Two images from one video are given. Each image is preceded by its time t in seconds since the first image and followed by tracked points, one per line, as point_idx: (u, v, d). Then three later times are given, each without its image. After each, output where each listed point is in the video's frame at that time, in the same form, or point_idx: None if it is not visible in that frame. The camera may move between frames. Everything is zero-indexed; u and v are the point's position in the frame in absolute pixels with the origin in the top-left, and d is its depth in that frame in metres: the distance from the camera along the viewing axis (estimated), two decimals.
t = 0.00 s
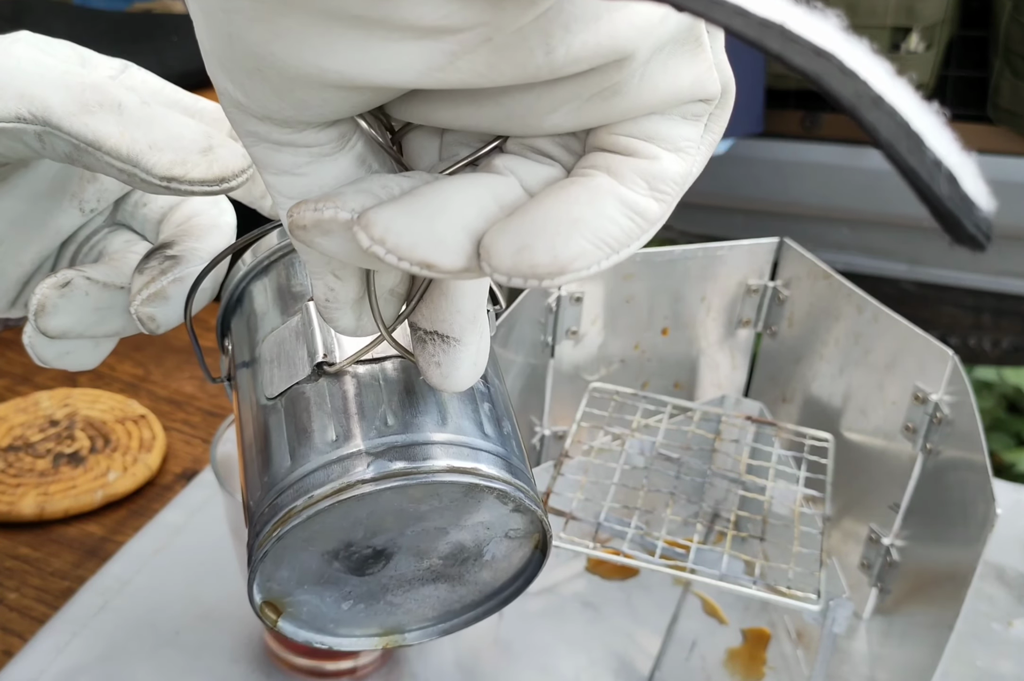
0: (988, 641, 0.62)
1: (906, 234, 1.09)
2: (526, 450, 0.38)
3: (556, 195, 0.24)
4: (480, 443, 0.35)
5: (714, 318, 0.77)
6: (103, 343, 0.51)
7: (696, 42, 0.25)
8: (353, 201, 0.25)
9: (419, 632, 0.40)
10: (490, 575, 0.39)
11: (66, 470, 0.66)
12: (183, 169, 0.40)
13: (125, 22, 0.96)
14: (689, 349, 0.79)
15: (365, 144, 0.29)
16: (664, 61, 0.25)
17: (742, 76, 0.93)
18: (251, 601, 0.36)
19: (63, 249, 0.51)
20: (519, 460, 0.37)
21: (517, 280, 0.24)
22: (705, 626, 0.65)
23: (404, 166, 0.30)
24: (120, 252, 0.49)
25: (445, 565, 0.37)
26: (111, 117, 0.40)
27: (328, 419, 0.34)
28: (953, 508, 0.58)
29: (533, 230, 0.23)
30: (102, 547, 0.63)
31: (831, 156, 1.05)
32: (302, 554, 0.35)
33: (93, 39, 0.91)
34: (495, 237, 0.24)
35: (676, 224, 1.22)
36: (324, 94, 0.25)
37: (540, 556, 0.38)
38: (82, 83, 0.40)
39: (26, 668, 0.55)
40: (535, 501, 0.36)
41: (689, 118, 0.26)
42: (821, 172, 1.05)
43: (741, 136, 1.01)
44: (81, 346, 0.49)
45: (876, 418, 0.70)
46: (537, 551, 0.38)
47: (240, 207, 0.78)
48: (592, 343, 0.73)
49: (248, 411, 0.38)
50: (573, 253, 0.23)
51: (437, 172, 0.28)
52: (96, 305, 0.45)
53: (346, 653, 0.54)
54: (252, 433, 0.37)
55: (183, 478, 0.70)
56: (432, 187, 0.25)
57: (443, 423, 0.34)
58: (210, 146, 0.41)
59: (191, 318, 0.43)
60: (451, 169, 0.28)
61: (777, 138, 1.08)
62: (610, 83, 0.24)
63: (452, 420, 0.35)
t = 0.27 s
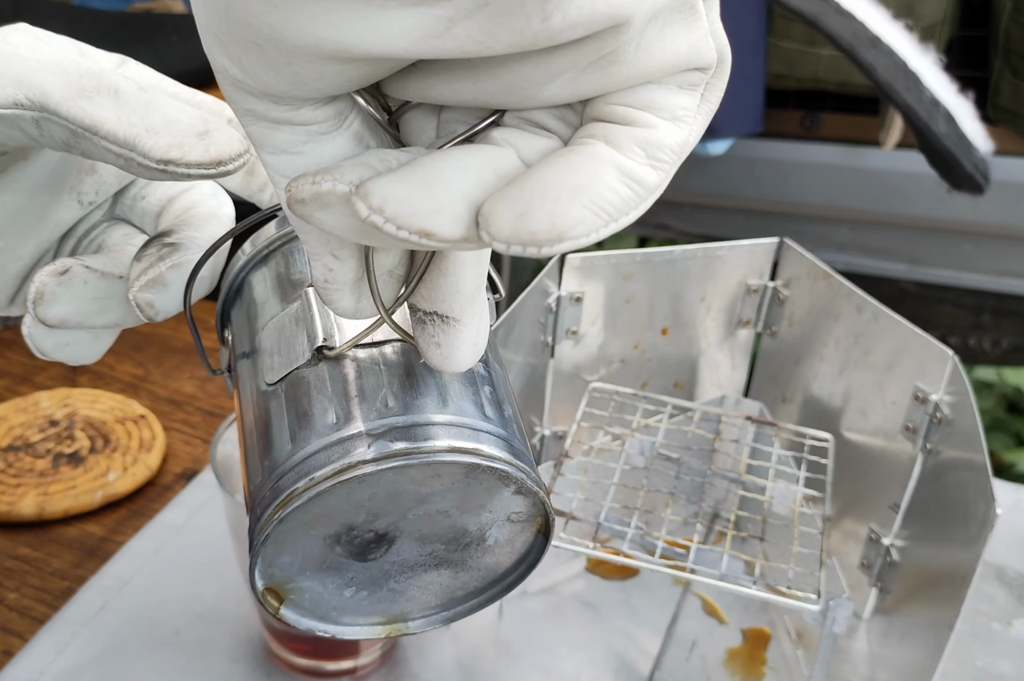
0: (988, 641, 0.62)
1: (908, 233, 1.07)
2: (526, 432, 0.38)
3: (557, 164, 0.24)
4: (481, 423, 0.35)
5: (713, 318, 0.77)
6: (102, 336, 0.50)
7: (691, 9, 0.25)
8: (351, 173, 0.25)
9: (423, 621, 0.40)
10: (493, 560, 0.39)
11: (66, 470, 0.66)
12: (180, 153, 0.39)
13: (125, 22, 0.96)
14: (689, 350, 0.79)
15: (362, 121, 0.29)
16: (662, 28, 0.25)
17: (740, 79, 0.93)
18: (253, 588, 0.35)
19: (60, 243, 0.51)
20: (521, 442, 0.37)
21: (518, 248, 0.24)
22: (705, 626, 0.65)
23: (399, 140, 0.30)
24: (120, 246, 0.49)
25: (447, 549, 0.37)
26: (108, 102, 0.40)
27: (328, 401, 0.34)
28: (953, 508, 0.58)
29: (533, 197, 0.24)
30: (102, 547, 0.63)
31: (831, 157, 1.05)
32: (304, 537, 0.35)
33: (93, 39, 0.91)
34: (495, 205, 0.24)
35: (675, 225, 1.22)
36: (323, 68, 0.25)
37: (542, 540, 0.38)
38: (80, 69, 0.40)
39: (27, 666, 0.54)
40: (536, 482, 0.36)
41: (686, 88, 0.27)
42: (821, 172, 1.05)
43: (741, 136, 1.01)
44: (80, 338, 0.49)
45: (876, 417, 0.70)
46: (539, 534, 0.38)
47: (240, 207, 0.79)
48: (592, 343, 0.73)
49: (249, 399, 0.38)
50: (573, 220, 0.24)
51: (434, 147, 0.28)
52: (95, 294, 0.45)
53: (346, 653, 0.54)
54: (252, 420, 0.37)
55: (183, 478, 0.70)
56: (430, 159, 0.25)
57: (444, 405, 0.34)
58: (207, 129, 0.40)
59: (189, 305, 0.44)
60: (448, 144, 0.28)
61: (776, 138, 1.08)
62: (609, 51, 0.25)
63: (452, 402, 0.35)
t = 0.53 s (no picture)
0: (988, 641, 0.62)
1: (907, 233, 1.08)
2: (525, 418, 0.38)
3: (554, 140, 0.24)
4: (481, 410, 0.35)
5: (714, 318, 0.77)
6: (100, 334, 0.50)
7: None
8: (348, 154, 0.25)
9: (425, 613, 0.40)
10: (494, 551, 0.39)
11: (66, 470, 0.66)
12: (175, 145, 0.38)
13: (124, 23, 0.96)
14: (689, 350, 0.79)
15: (359, 105, 0.29)
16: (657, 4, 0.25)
17: (739, 79, 0.94)
18: (254, 579, 0.35)
19: (57, 241, 0.50)
20: (521, 429, 0.37)
21: (517, 223, 0.24)
22: (704, 626, 0.65)
23: (397, 125, 0.30)
24: (117, 240, 0.49)
25: (449, 539, 0.37)
26: (104, 96, 0.40)
27: (328, 389, 0.34)
28: (953, 508, 0.58)
29: (531, 173, 0.24)
30: (102, 547, 0.63)
31: (830, 157, 1.05)
32: (304, 526, 0.35)
33: (92, 38, 0.91)
34: (493, 183, 0.24)
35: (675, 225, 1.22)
36: (319, 48, 0.25)
37: (544, 529, 0.38)
38: (77, 65, 0.40)
39: (27, 666, 0.54)
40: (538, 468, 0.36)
41: (681, 66, 0.27)
42: (820, 172, 1.06)
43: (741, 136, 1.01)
44: (78, 335, 0.49)
45: (876, 417, 0.70)
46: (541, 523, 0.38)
47: (240, 207, 0.79)
48: (592, 342, 0.73)
49: (248, 392, 0.38)
50: (571, 195, 0.24)
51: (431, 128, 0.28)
52: (93, 290, 0.45)
53: (346, 653, 0.55)
54: (252, 411, 0.37)
55: (183, 478, 0.70)
56: (427, 139, 0.25)
57: (444, 392, 0.34)
58: (204, 123, 0.40)
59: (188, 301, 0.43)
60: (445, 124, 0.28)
61: (776, 138, 1.08)
62: (603, 28, 0.25)
63: (452, 389, 0.35)
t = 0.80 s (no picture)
0: (988, 641, 0.62)
1: (907, 233, 1.08)
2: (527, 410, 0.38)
3: (553, 126, 0.24)
4: (484, 402, 0.35)
5: (714, 318, 0.78)
6: (100, 335, 0.50)
7: None
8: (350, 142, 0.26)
9: (430, 608, 0.40)
10: (498, 546, 0.39)
11: (66, 470, 0.66)
12: (177, 144, 0.39)
13: (124, 23, 0.96)
14: (689, 349, 0.79)
15: (360, 98, 0.29)
16: None
17: (740, 80, 0.94)
18: (259, 574, 0.35)
19: (59, 242, 0.51)
20: (525, 422, 0.37)
21: (519, 208, 0.24)
22: (704, 626, 0.65)
23: (399, 117, 0.30)
24: (119, 243, 0.49)
25: (453, 532, 0.37)
26: (106, 96, 0.39)
27: (331, 382, 0.34)
28: (953, 508, 0.58)
29: (531, 158, 0.24)
30: (102, 547, 0.63)
31: (830, 157, 1.05)
32: (309, 519, 0.35)
33: (92, 39, 0.91)
34: (493, 168, 0.24)
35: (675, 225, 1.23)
36: (318, 39, 0.25)
37: (548, 522, 0.38)
38: (79, 63, 0.40)
39: (28, 666, 0.54)
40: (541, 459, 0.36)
41: (679, 52, 0.27)
42: (820, 172, 1.06)
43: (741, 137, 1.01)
44: (78, 336, 0.49)
45: (876, 417, 0.70)
46: (545, 516, 0.38)
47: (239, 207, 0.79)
48: (593, 342, 0.73)
49: (252, 391, 0.37)
50: (571, 179, 0.24)
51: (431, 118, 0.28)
52: (95, 289, 0.45)
53: (346, 653, 0.54)
54: (255, 408, 0.37)
55: (183, 478, 0.70)
56: (428, 125, 0.25)
57: (446, 383, 0.34)
58: (205, 122, 0.40)
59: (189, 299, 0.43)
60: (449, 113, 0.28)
61: (777, 138, 1.08)
62: (601, 14, 0.25)
63: (455, 381, 0.35)
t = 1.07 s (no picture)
0: (988, 641, 0.62)
1: (906, 234, 1.08)
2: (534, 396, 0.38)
3: (561, 101, 0.24)
4: (492, 386, 0.35)
5: (713, 318, 0.78)
6: (104, 329, 0.50)
7: None
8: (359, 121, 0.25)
9: (439, 596, 0.40)
10: (507, 533, 0.39)
11: (66, 470, 0.67)
12: (177, 136, 0.39)
13: (124, 23, 0.96)
14: (689, 349, 0.79)
15: (366, 81, 0.29)
16: None
17: (739, 80, 0.94)
18: (269, 562, 0.35)
19: (60, 240, 0.51)
20: (532, 406, 0.37)
21: (529, 183, 0.24)
22: (704, 626, 0.65)
23: (403, 100, 0.30)
24: (120, 238, 0.49)
25: (462, 518, 0.37)
26: (106, 89, 0.40)
27: (339, 368, 0.34)
28: (953, 509, 0.58)
29: (540, 132, 0.24)
30: (102, 547, 0.63)
31: (830, 157, 1.05)
32: (318, 505, 0.35)
33: (91, 38, 0.91)
34: (502, 144, 0.24)
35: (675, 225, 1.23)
36: (328, 19, 0.25)
37: (556, 507, 0.38)
38: (80, 57, 0.40)
39: (27, 666, 0.54)
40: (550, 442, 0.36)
41: (683, 29, 0.27)
42: (820, 172, 1.06)
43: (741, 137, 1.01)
44: (82, 330, 0.48)
45: (876, 417, 0.70)
46: (554, 500, 0.38)
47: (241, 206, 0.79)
48: (592, 342, 0.73)
49: (259, 384, 0.37)
50: (579, 153, 0.24)
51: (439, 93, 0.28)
52: (97, 282, 0.45)
53: (346, 653, 0.54)
54: (263, 397, 0.37)
55: (183, 478, 0.70)
56: (435, 104, 0.25)
57: (454, 368, 0.35)
58: (205, 114, 0.41)
59: (192, 291, 0.43)
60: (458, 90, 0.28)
61: (776, 138, 1.08)
62: None
63: (462, 365, 0.35)
